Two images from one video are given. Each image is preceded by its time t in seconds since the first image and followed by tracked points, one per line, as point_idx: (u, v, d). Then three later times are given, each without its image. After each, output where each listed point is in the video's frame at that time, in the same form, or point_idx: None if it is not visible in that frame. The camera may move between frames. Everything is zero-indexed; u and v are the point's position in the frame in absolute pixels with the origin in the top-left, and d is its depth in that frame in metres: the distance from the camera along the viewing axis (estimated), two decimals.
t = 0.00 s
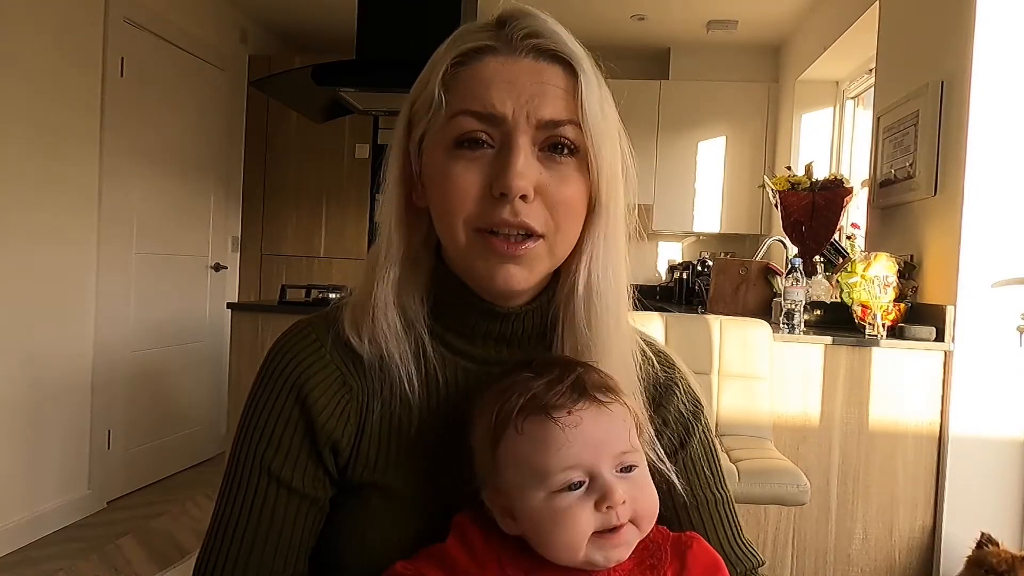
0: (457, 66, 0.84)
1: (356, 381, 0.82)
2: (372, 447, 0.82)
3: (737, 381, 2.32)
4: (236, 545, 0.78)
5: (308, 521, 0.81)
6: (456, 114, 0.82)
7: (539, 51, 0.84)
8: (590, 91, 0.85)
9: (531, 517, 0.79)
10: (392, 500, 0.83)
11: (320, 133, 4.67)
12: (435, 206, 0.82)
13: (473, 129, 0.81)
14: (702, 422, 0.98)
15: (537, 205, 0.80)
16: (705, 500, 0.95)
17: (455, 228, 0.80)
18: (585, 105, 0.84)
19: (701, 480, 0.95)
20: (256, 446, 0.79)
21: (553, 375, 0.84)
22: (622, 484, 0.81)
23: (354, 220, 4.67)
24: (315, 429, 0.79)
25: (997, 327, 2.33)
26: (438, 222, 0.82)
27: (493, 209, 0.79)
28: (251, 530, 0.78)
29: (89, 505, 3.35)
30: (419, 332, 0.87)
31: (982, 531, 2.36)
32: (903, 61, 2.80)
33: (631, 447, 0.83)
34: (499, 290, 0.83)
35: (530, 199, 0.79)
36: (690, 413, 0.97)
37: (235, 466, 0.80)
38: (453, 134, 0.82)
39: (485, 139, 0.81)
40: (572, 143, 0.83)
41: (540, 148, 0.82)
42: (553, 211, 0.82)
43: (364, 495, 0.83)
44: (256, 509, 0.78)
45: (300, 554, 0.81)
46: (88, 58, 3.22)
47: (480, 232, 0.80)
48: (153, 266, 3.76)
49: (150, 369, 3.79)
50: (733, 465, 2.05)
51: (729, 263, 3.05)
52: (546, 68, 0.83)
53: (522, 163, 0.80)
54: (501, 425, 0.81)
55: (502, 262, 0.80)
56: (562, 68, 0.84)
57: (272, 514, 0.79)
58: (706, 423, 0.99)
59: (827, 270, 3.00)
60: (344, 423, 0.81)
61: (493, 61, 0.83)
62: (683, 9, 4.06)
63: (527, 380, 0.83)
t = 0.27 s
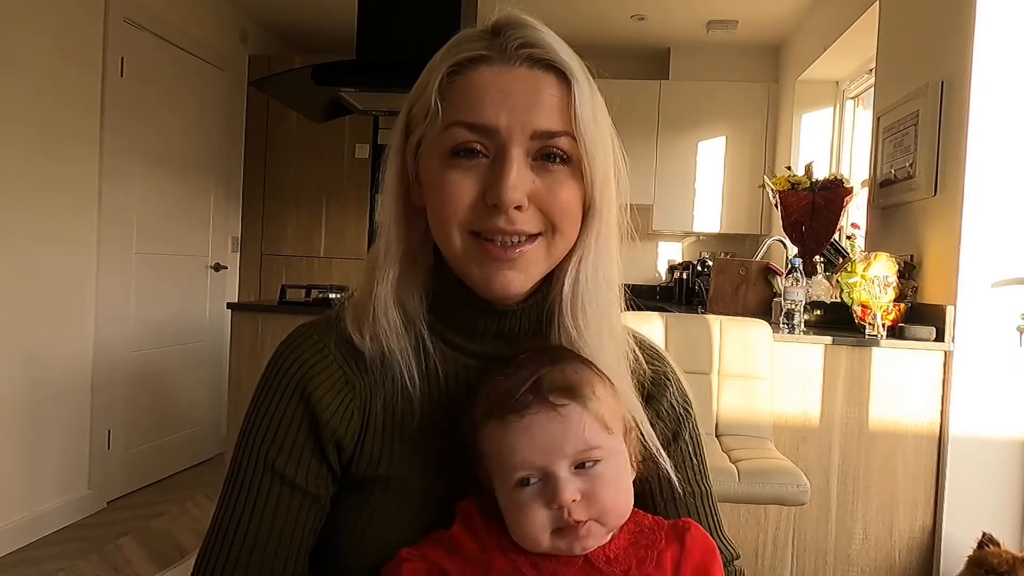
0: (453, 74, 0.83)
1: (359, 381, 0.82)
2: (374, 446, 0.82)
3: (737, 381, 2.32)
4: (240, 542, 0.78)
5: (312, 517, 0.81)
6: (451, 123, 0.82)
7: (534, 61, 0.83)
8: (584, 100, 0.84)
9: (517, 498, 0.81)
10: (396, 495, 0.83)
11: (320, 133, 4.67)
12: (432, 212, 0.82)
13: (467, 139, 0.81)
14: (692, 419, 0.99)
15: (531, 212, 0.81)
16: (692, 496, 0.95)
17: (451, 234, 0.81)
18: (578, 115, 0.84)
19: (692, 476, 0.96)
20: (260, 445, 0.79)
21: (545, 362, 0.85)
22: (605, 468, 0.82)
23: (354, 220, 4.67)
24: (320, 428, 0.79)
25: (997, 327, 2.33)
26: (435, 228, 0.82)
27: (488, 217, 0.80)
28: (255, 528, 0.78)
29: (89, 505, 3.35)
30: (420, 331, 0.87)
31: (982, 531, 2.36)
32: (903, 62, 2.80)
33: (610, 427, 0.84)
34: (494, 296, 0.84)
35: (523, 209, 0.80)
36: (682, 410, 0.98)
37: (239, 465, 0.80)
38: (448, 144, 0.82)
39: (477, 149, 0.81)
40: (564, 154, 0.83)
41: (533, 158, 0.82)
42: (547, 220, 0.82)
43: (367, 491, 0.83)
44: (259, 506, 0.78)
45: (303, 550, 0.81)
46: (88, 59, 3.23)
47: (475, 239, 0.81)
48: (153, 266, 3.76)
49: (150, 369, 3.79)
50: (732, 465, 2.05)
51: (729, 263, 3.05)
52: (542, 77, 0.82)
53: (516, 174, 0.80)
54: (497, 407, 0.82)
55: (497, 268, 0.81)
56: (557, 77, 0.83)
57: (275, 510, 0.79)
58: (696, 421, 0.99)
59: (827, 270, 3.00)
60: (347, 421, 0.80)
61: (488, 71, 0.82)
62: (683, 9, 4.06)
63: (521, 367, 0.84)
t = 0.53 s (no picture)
0: (446, 79, 0.84)
1: (358, 379, 0.82)
2: (371, 444, 0.82)
3: (737, 381, 2.32)
4: (242, 540, 0.78)
5: (311, 515, 0.81)
6: (444, 126, 0.82)
7: (526, 65, 0.83)
8: (575, 103, 0.84)
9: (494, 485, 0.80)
10: (394, 493, 0.83)
11: (320, 133, 4.67)
12: (427, 213, 0.83)
13: (458, 142, 0.82)
14: (688, 416, 0.98)
15: (523, 214, 0.81)
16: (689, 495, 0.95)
17: (446, 235, 0.82)
18: (568, 116, 0.83)
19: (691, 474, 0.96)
20: (260, 443, 0.79)
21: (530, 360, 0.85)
22: (569, 450, 0.82)
23: (354, 220, 4.67)
24: (320, 425, 0.79)
25: (997, 327, 2.33)
26: (430, 230, 0.83)
27: (480, 220, 0.80)
28: (257, 526, 0.78)
29: (89, 505, 3.35)
30: (413, 331, 0.88)
31: (982, 531, 2.36)
32: (903, 62, 2.80)
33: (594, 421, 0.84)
34: (487, 298, 0.85)
35: (515, 212, 0.80)
36: (678, 407, 0.97)
37: (241, 463, 0.80)
38: (441, 148, 0.82)
39: (468, 152, 0.82)
40: (557, 156, 0.83)
41: (525, 161, 0.82)
42: (541, 222, 0.83)
43: (365, 489, 0.84)
44: (260, 503, 0.78)
45: (303, 548, 0.81)
46: (88, 59, 3.23)
47: (469, 241, 0.81)
48: (153, 266, 3.76)
49: (150, 369, 3.79)
50: (733, 465, 2.05)
51: (729, 263, 3.05)
52: (533, 81, 0.83)
53: (507, 177, 0.80)
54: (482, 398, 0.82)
55: (490, 268, 0.82)
56: (548, 80, 0.83)
57: (275, 508, 0.79)
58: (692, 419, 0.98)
59: (827, 270, 3.00)
60: (346, 420, 0.81)
61: (481, 75, 0.82)
62: (683, 9, 4.06)
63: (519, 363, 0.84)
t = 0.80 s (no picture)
0: (458, 80, 0.83)
1: (365, 382, 0.82)
2: (378, 447, 0.82)
3: (737, 381, 2.32)
4: (244, 540, 0.79)
5: (315, 518, 0.81)
6: (455, 128, 0.82)
7: (540, 66, 0.82)
8: (590, 106, 0.83)
9: (507, 480, 0.81)
10: (398, 497, 0.83)
11: (320, 133, 4.67)
12: (437, 217, 0.83)
13: (470, 145, 0.81)
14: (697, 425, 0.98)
15: (535, 220, 0.81)
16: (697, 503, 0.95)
17: (456, 238, 0.81)
18: (585, 120, 0.83)
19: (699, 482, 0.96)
20: (265, 444, 0.79)
21: (549, 356, 0.86)
22: (587, 457, 0.83)
23: (354, 220, 4.67)
24: (324, 427, 0.79)
25: (997, 327, 2.33)
26: (440, 233, 0.83)
27: (491, 225, 0.80)
28: (260, 525, 0.79)
29: (89, 505, 3.35)
30: (422, 333, 0.88)
31: (982, 531, 2.36)
32: (903, 62, 2.80)
33: (615, 429, 0.85)
34: (497, 302, 0.84)
35: (526, 217, 0.80)
36: (687, 415, 0.97)
37: (247, 463, 0.81)
38: (453, 151, 0.82)
39: (481, 155, 0.81)
40: (570, 160, 0.83)
41: (538, 165, 0.81)
42: (553, 227, 0.82)
43: (369, 494, 0.83)
44: (263, 504, 0.79)
45: (306, 551, 0.81)
46: (88, 59, 3.22)
47: (479, 246, 0.81)
48: (153, 266, 3.76)
49: (150, 369, 3.79)
50: (733, 465, 2.05)
51: (730, 263, 3.05)
52: (547, 83, 0.82)
53: (520, 181, 0.80)
54: (504, 397, 0.82)
55: (501, 274, 0.82)
56: (562, 82, 0.83)
57: (278, 509, 0.79)
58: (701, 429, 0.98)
59: (827, 270, 3.00)
60: (352, 423, 0.81)
61: (493, 77, 0.82)
62: (683, 9, 4.06)
63: (533, 364, 0.85)
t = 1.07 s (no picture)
0: (466, 78, 0.83)
1: (372, 384, 0.82)
2: (385, 450, 0.83)
3: (737, 381, 2.32)
4: (252, 546, 0.79)
5: (322, 524, 0.81)
6: (465, 128, 0.82)
7: (549, 63, 0.82)
8: (602, 101, 0.83)
9: (522, 497, 0.81)
10: (405, 500, 0.84)
11: (319, 133, 4.66)
12: (448, 218, 0.83)
13: (480, 145, 0.81)
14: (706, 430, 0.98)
15: (548, 219, 0.81)
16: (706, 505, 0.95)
17: (468, 238, 0.82)
18: (597, 117, 0.83)
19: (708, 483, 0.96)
20: (272, 449, 0.79)
21: (573, 364, 0.84)
22: (607, 481, 0.83)
23: (354, 220, 4.67)
24: (330, 432, 0.79)
25: (997, 327, 2.33)
26: (451, 233, 0.83)
27: (503, 226, 0.80)
28: (267, 533, 0.79)
29: (89, 505, 3.35)
30: (432, 333, 0.87)
31: (982, 531, 2.36)
32: (903, 62, 2.80)
33: (636, 451, 0.85)
34: (509, 300, 0.84)
35: (538, 216, 0.80)
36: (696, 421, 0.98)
37: (254, 467, 0.81)
38: (463, 150, 0.82)
39: (491, 154, 0.81)
40: (583, 156, 0.82)
41: (551, 162, 0.81)
42: (566, 223, 0.82)
43: (376, 497, 0.84)
44: (270, 510, 0.79)
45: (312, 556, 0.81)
46: (88, 59, 3.22)
47: (492, 245, 0.81)
48: (153, 266, 3.76)
49: (150, 369, 3.79)
50: (733, 465, 2.05)
51: (729, 263, 3.05)
52: (557, 79, 0.81)
53: (531, 180, 0.80)
54: (525, 413, 0.81)
55: (513, 273, 0.82)
56: (573, 77, 0.82)
57: (285, 516, 0.79)
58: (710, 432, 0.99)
59: (827, 270, 3.00)
60: (359, 427, 0.81)
61: (502, 75, 0.81)
62: (683, 9, 4.06)
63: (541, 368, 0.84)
